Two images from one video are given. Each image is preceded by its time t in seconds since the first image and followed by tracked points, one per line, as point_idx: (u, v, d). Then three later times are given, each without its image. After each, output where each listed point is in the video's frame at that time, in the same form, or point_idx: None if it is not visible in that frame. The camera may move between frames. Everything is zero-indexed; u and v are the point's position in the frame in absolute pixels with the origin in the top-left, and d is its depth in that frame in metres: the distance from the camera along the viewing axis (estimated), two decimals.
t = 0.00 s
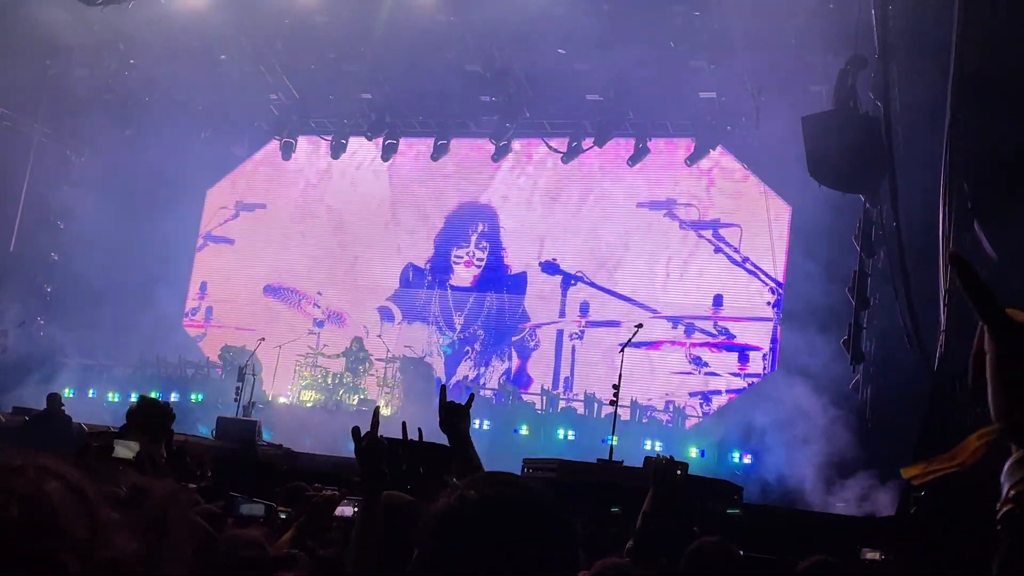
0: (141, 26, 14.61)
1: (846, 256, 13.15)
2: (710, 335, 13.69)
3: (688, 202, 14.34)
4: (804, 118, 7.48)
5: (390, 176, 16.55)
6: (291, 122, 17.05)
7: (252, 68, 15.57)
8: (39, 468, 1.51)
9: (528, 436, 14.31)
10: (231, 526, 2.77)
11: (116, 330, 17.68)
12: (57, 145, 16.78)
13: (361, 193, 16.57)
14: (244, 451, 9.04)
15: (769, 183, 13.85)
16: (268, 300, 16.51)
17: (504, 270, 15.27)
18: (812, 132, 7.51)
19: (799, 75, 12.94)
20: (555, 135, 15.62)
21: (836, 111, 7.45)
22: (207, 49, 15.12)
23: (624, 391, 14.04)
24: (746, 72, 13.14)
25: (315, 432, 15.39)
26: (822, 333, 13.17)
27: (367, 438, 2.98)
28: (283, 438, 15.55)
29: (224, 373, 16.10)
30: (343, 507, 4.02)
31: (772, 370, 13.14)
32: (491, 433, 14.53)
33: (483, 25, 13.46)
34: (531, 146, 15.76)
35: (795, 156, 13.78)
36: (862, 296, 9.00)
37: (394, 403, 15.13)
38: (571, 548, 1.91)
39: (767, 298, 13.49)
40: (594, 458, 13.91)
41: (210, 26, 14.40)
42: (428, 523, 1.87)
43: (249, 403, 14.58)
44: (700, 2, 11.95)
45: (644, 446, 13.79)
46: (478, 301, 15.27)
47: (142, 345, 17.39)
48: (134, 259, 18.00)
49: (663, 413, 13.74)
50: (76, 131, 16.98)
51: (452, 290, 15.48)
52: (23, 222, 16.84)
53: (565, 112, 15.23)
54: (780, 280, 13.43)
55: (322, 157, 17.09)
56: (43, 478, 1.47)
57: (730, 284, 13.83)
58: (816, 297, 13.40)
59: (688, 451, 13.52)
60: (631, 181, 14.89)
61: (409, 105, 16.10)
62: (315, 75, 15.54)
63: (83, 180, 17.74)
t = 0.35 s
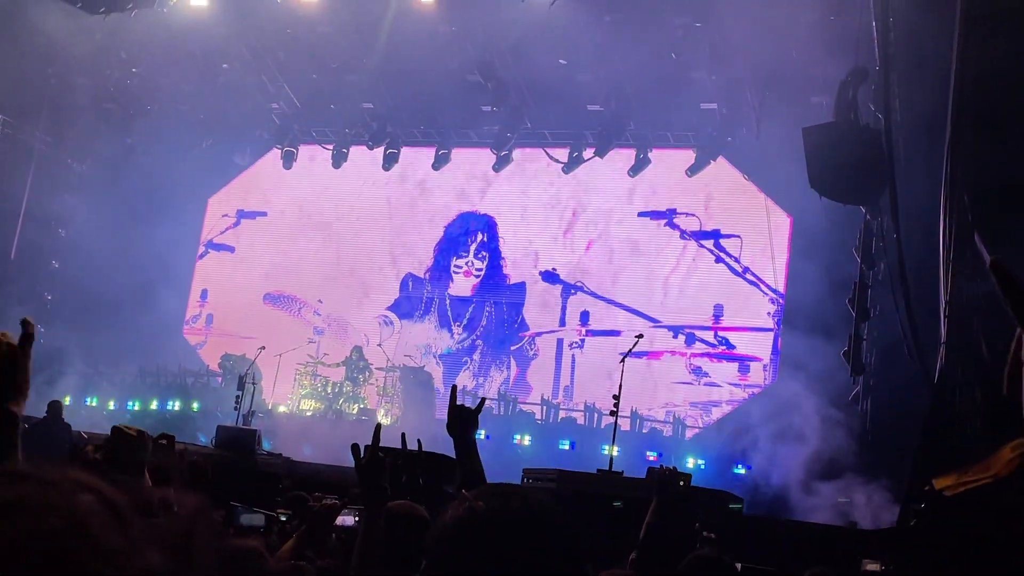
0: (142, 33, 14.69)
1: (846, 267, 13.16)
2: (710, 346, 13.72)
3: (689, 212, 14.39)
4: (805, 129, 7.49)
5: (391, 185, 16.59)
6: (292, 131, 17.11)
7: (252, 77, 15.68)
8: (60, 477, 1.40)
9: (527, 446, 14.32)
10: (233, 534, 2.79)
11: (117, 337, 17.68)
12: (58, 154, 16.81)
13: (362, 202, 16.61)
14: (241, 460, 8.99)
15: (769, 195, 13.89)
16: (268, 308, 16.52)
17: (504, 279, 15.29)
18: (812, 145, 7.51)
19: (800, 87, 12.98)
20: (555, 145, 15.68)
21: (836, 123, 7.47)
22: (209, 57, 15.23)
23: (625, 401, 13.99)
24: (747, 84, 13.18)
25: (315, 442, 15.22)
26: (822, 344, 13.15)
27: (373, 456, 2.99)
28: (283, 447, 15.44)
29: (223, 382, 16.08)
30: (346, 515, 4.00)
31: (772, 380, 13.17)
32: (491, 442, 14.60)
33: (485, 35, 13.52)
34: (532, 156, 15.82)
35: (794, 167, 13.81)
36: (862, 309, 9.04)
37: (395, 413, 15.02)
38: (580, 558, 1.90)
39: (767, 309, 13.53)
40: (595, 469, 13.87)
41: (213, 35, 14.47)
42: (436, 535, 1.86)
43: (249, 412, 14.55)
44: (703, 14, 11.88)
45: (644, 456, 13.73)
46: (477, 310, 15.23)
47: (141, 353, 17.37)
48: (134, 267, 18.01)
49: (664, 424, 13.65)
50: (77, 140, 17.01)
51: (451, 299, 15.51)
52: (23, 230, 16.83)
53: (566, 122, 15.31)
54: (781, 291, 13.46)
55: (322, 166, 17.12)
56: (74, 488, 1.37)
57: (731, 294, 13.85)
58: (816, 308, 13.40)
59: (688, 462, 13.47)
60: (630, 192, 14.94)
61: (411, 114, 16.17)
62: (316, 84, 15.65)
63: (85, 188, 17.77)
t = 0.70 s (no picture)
0: (144, 38, 14.73)
1: (847, 276, 13.13)
2: (711, 354, 13.72)
3: (690, 220, 14.40)
4: (806, 139, 7.53)
5: (391, 193, 16.61)
6: (293, 138, 17.15)
7: (253, 83, 15.74)
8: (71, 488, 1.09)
9: (528, 454, 14.27)
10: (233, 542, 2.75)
11: (118, 344, 17.70)
12: (60, 160, 16.86)
13: (363, 209, 16.64)
14: (241, 467, 8.95)
15: (771, 204, 13.91)
16: (268, 313, 16.49)
17: (504, 286, 15.29)
18: (815, 155, 7.54)
19: (802, 96, 12.98)
20: (557, 153, 15.73)
21: (837, 132, 7.48)
22: (211, 65, 15.35)
23: (625, 410, 13.93)
24: (750, 94, 13.20)
25: (315, 449, 15.27)
26: (823, 354, 13.10)
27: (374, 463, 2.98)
28: (283, 455, 15.32)
29: (223, 389, 16.05)
30: (346, 523, 3.95)
31: (774, 389, 13.15)
32: (491, 450, 14.53)
33: (486, 43, 13.54)
34: (533, 164, 15.87)
35: (796, 176, 13.80)
36: (863, 318, 9.01)
37: (395, 420, 15.00)
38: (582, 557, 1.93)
39: (768, 318, 13.53)
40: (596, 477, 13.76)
41: (215, 40, 14.52)
42: (432, 548, 1.86)
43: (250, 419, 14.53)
44: (704, 21, 11.71)
45: (645, 465, 13.70)
46: (478, 318, 15.28)
47: (141, 359, 17.38)
48: (134, 272, 18.04)
49: (665, 433, 13.62)
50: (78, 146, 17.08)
51: (451, 307, 15.51)
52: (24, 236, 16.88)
53: (567, 131, 15.38)
54: (782, 300, 13.48)
55: (323, 173, 17.15)
56: (82, 496, 1.08)
57: (732, 303, 13.84)
58: (817, 317, 13.37)
59: (689, 470, 13.41)
60: (631, 200, 14.96)
61: (411, 122, 16.25)
62: (317, 92, 15.78)
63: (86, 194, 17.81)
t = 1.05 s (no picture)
0: (146, 45, 14.74)
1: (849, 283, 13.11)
2: (713, 361, 13.68)
3: (692, 227, 14.40)
4: (807, 146, 7.56)
5: (394, 199, 16.63)
6: (295, 144, 17.20)
7: (257, 90, 15.79)
8: (123, 494, 1.28)
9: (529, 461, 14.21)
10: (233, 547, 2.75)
11: (121, 349, 17.72)
12: (63, 166, 16.87)
13: (365, 215, 16.66)
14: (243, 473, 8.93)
15: (773, 212, 13.91)
16: (269, 319, 16.49)
17: (506, 293, 15.34)
18: (818, 162, 7.56)
19: (804, 104, 12.99)
20: (559, 159, 15.75)
21: (840, 140, 7.48)
22: (215, 71, 15.37)
23: (626, 416, 13.92)
24: (752, 102, 13.22)
25: (316, 454, 15.18)
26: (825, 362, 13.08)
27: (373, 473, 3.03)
28: (285, 460, 15.36)
29: (225, 395, 16.06)
30: (347, 530, 3.91)
31: (775, 396, 13.18)
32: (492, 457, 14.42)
33: (489, 49, 13.55)
34: (536, 171, 15.90)
35: (798, 183, 13.80)
36: (865, 326, 9.05)
37: (396, 426, 15.03)
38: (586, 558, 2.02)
39: (770, 325, 13.52)
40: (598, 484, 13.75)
41: (219, 47, 14.54)
42: (434, 553, 1.96)
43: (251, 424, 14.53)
44: (707, 30, 11.84)
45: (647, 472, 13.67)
46: (480, 325, 15.38)
47: (143, 365, 17.41)
48: (136, 277, 18.08)
49: (666, 440, 13.58)
50: (81, 152, 17.10)
51: (454, 314, 15.66)
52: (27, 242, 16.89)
53: (570, 137, 15.41)
54: (784, 307, 13.52)
55: (326, 179, 17.21)
56: (132, 510, 1.22)
57: (734, 310, 13.87)
58: (819, 324, 13.34)
59: (689, 477, 13.41)
60: (633, 207, 14.98)
61: (414, 129, 16.27)
62: (320, 98, 15.82)
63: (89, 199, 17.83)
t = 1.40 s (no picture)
0: (151, 50, 14.76)
1: (852, 290, 13.10)
2: (718, 367, 13.63)
3: (696, 233, 14.42)
4: (810, 154, 7.57)
5: (396, 205, 16.64)
6: (299, 149, 17.24)
7: (261, 95, 15.84)
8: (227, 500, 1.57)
9: (532, 467, 14.16)
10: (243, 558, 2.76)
11: (124, 355, 17.75)
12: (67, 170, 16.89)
13: (368, 220, 16.68)
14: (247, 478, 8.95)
15: (775, 219, 13.93)
16: (272, 324, 16.54)
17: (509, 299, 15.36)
18: (821, 170, 7.56)
19: (807, 111, 12.99)
20: (562, 166, 15.78)
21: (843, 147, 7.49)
22: (219, 77, 15.43)
23: (630, 422, 13.90)
24: (755, 109, 13.22)
25: (319, 460, 15.23)
26: (829, 368, 13.04)
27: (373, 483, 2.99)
28: (286, 466, 15.40)
29: (229, 400, 16.12)
30: (349, 535, 3.90)
31: (779, 403, 13.10)
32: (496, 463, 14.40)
33: (493, 55, 13.55)
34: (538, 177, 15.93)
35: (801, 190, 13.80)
36: (868, 334, 9.08)
37: (399, 432, 14.93)
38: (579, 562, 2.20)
39: (773, 330, 13.50)
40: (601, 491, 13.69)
41: (223, 53, 14.59)
42: (431, 554, 2.09)
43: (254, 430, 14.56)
44: (709, 36, 11.86)
45: (652, 478, 13.58)
46: (483, 329, 15.38)
47: (146, 370, 17.41)
48: (139, 283, 18.09)
49: (669, 447, 13.52)
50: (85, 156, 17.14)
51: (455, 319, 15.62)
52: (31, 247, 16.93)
53: (573, 143, 15.44)
54: (786, 313, 13.48)
55: (329, 184, 17.24)
56: (250, 524, 1.52)
57: (737, 315, 13.83)
58: (822, 331, 13.32)
59: (694, 484, 13.33)
60: (636, 213, 14.98)
61: (417, 135, 16.30)
62: (323, 104, 15.88)
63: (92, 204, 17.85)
